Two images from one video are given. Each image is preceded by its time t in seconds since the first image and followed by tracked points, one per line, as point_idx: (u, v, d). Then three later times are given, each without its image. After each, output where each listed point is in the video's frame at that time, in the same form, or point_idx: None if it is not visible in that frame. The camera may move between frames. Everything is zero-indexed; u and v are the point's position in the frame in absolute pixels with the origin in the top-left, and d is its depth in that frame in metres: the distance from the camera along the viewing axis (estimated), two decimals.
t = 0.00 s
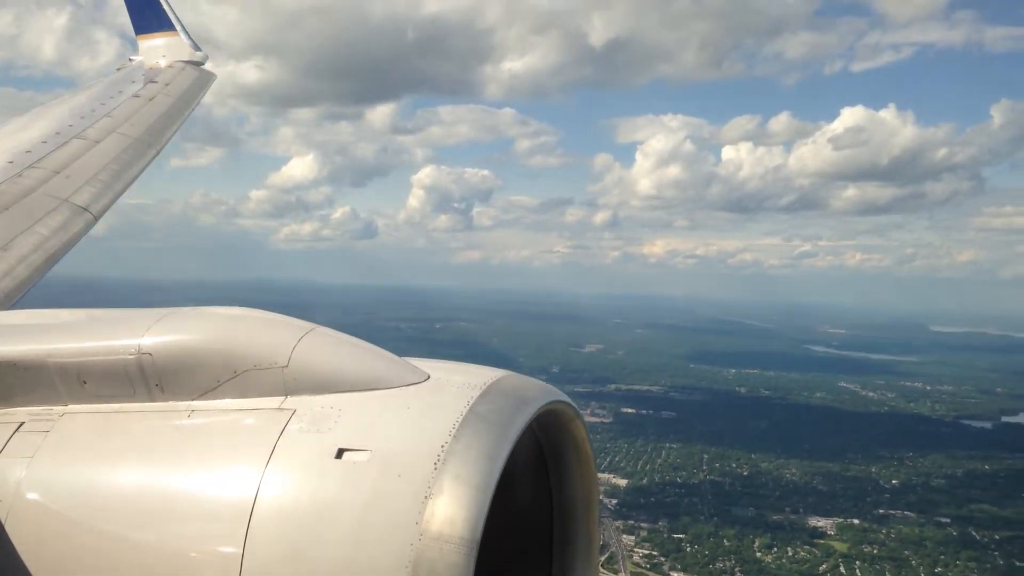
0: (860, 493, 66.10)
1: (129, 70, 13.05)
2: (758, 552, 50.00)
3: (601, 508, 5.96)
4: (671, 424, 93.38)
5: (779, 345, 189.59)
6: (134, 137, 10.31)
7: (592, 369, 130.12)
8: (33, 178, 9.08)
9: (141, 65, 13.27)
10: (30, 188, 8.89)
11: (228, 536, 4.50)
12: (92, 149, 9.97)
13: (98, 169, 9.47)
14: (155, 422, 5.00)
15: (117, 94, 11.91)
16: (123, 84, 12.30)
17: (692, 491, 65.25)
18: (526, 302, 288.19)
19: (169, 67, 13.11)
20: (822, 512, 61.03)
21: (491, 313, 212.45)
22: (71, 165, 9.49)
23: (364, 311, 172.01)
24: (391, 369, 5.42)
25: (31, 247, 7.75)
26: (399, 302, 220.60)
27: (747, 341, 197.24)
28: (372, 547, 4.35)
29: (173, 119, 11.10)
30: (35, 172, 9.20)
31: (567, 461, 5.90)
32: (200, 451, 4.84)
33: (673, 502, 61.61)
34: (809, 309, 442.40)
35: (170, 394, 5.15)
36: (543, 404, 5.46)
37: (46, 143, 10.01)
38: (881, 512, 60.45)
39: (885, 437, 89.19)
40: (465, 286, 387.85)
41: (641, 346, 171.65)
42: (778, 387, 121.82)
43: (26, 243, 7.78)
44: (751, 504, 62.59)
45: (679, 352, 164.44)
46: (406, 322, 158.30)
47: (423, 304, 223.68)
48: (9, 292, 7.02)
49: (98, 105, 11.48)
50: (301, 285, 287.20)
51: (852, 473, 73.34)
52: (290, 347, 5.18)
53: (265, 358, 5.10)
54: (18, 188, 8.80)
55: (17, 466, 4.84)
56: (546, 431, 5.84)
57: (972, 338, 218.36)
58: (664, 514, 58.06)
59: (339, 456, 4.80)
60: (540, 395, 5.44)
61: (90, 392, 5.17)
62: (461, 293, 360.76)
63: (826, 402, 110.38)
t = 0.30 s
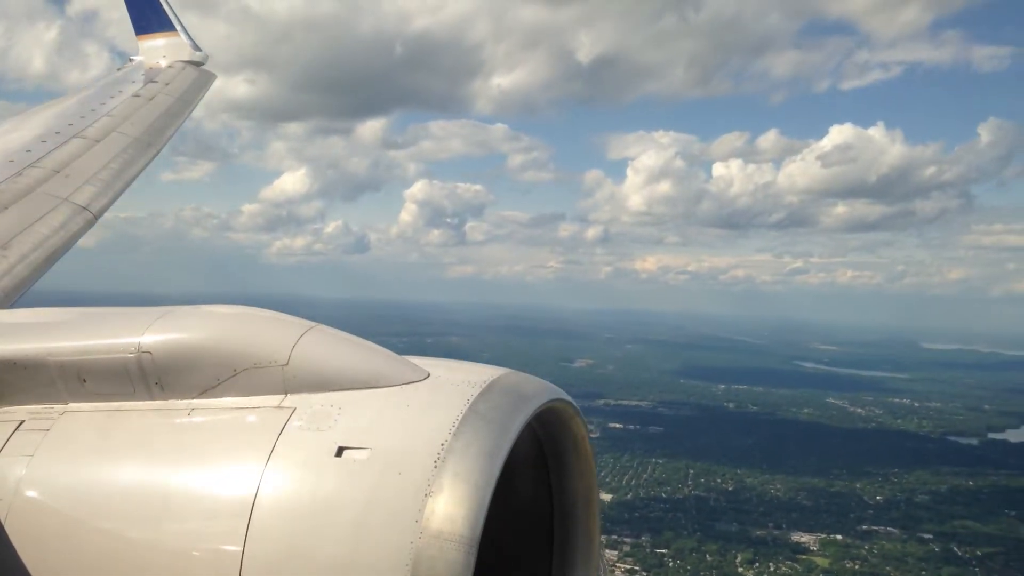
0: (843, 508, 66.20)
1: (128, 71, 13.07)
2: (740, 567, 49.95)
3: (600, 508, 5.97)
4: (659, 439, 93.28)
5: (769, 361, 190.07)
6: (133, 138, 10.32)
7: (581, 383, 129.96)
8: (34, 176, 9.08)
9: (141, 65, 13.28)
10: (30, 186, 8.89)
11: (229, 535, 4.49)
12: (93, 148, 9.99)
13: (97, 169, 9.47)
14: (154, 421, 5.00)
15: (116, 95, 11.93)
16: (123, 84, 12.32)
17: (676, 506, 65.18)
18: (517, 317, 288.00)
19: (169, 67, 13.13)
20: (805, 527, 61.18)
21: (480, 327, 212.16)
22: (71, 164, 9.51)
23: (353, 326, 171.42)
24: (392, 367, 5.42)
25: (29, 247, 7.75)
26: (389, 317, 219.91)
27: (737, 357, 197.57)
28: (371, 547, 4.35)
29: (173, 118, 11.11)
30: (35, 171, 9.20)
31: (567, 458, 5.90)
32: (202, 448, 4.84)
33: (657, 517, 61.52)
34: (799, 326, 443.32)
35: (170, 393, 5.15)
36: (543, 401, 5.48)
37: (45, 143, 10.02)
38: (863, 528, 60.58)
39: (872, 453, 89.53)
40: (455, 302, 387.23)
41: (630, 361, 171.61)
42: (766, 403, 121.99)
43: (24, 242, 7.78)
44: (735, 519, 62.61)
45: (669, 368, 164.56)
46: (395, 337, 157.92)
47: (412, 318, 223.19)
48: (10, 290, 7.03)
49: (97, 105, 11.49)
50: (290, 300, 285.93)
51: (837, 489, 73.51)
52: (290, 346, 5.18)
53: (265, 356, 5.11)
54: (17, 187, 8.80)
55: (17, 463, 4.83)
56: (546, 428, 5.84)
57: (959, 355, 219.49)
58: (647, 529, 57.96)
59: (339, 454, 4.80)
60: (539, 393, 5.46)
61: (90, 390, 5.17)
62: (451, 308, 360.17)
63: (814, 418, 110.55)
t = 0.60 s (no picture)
0: (825, 527, 66.13)
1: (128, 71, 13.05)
2: None
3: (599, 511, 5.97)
4: (645, 457, 93.00)
5: (757, 380, 190.16)
6: (132, 138, 10.32)
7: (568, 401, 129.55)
8: (33, 178, 9.08)
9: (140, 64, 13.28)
10: (29, 187, 8.88)
11: (228, 536, 4.48)
12: (92, 149, 9.97)
13: (96, 169, 9.47)
14: (155, 422, 5.00)
15: (115, 96, 11.92)
16: (123, 85, 12.33)
17: (659, 524, 64.88)
18: (506, 335, 287.39)
19: (169, 67, 13.12)
20: (787, 545, 61.08)
21: (469, 344, 211.19)
22: (70, 165, 9.49)
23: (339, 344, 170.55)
24: (391, 368, 5.44)
25: (28, 246, 7.76)
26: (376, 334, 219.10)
27: (725, 376, 197.56)
28: (371, 547, 4.35)
29: (174, 118, 11.11)
30: (35, 173, 9.20)
31: (567, 461, 5.89)
32: (203, 450, 4.83)
33: (639, 535, 61.22)
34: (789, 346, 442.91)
35: (171, 393, 5.16)
36: (543, 404, 5.48)
37: (43, 144, 10.01)
38: (845, 547, 60.50)
39: (857, 473, 89.36)
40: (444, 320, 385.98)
41: (619, 379, 171.36)
42: (753, 422, 121.91)
43: (22, 243, 7.79)
44: (717, 538, 62.44)
45: (657, 387, 164.33)
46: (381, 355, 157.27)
47: (399, 335, 222.20)
48: (8, 291, 7.05)
49: (96, 106, 11.48)
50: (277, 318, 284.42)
51: (820, 508, 73.45)
52: (290, 346, 5.19)
53: (265, 358, 5.12)
54: (17, 189, 8.79)
55: (18, 464, 4.84)
56: (545, 430, 5.81)
57: (946, 376, 219.64)
58: (628, 547, 57.68)
59: (338, 456, 4.80)
60: (540, 396, 5.47)
61: (90, 391, 5.17)
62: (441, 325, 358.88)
63: (801, 437, 110.26)
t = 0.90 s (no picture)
0: (807, 546, 66.02)
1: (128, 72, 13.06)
2: None
3: (599, 512, 5.98)
4: (630, 475, 92.61)
5: (745, 399, 189.84)
6: (132, 139, 10.34)
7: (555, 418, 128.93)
8: (32, 179, 9.07)
9: (141, 66, 13.30)
10: (28, 188, 8.88)
11: (229, 535, 4.49)
12: (91, 150, 9.98)
13: (95, 171, 9.47)
14: (155, 422, 5.00)
15: (114, 97, 11.95)
16: (123, 86, 12.35)
17: (641, 542, 64.54)
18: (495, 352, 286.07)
19: (168, 69, 13.13)
20: (769, 564, 61.04)
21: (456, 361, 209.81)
22: (69, 166, 9.49)
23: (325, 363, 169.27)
24: (391, 369, 5.45)
25: (26, 246, 7.78)
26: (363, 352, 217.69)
27: (713, 395, 197.18)
28: (371, 545, 4.36)
29: (173, 120, 11.11)
30: (33, 173, 9.18)
31: (567, 463, 5.89)
32: (204, 449, 4.84)
33: (620, 553, 60.82)
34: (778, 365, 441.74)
35: (170, 393, 5.15)
36: (543, 403, 5.51)
37: (42, 144, 10.02)
38: (826, 566, 60.43)
39: (842, 491, 89.17)
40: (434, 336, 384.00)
41: (607, 397, 170.76)
42: (740, 442, 121.62)
43: (20, 243, 7.81)
44: (698, 557, 62.22)
45: (644, 405, 163.80)
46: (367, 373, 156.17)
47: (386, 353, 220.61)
48: (7, 291, 7.12)
49: (95, 107, 11.49)
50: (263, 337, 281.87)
51: (803, 527, 73.41)
52: (288, 348, 5.19)
53: (265, 358, 5.13)
54: (16, 189, 8.79)
55: (17, 465, 4.85)
56: (545, 431, 5.82)
57: (933, 396, 219.56)
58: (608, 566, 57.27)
59: (338, 456, 4.80)
60: (540, 395, 5.50)
61: (89, 391, 5.18)
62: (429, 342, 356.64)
63: (787, 456, 109.86)
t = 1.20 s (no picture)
0: (791, 564, 65.83)
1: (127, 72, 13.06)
2: None
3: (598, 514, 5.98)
4: (617, 492, 91.97)
5: (733, 416, 189.31)
6: (132, 139, 10.33)
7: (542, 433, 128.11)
8: (31, 179, 9.05)
9: (141, 66, 13.28)
10: (28, 188, 8.87)
11: (226, 538, 4.48)
12: (91, 151, 9.97)
13: (96, 172, 9.46)
14: (154, 424, 5.00)
15: (114, 98, 11.94)
16: (122, 86, 12.34)
17: (625, 560, 63.96)
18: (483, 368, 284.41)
19: (168, 69, 13.13)
20: None
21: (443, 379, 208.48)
22: (68, 166, 9.46)
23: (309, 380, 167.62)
24: (390, 370, 5.44)
25: (26, 248, 7.80)
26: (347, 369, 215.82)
27: (701, 412, 196.56)
28: (372, 542, 4.37)
29: (173, 121, 11.11)
30: (35, 173, 9.19)
31: (567, 465, 5.88)
32: (208, 448, 4.84)
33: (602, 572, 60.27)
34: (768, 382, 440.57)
35: (171, 395, 5.15)
36: (544, 405, 5.52)
37: (42, 145, 10.02)
38: None
39: (828, 509, 89.05)
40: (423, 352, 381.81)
41: (595, 412, 169.91)
42: (728, 459, 121.10)
43: (20, 245, 7.84)
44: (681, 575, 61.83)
45: (633, 421, 163.03)
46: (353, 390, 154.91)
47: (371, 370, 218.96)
48: (8, 291, 7.13)
49: (95, 108, 11.49)
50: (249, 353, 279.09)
51: (787, 545, 73.28)
52: (288, 349, 5.19)
53: (264, 359, 5.13)
54: (16, 190, 8.78)
55: (17, 465, 4.86)
56: (545, 433, 5.81)
57: (921, 415, 219.39)
58: None
59: (338, 457, 4.79)
60: (540, 396, 5.50)
61: (89, 392, 5.18)
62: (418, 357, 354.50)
63: (775, 474, 109.42)
